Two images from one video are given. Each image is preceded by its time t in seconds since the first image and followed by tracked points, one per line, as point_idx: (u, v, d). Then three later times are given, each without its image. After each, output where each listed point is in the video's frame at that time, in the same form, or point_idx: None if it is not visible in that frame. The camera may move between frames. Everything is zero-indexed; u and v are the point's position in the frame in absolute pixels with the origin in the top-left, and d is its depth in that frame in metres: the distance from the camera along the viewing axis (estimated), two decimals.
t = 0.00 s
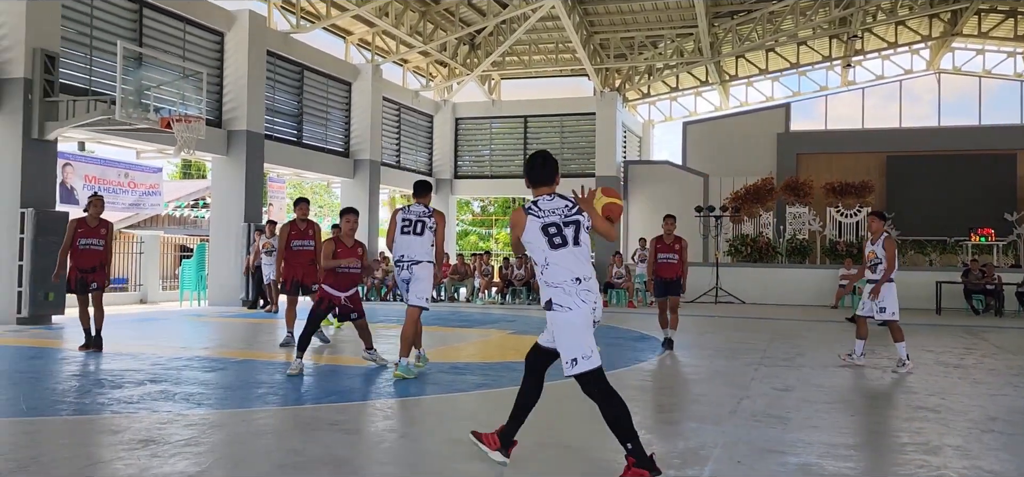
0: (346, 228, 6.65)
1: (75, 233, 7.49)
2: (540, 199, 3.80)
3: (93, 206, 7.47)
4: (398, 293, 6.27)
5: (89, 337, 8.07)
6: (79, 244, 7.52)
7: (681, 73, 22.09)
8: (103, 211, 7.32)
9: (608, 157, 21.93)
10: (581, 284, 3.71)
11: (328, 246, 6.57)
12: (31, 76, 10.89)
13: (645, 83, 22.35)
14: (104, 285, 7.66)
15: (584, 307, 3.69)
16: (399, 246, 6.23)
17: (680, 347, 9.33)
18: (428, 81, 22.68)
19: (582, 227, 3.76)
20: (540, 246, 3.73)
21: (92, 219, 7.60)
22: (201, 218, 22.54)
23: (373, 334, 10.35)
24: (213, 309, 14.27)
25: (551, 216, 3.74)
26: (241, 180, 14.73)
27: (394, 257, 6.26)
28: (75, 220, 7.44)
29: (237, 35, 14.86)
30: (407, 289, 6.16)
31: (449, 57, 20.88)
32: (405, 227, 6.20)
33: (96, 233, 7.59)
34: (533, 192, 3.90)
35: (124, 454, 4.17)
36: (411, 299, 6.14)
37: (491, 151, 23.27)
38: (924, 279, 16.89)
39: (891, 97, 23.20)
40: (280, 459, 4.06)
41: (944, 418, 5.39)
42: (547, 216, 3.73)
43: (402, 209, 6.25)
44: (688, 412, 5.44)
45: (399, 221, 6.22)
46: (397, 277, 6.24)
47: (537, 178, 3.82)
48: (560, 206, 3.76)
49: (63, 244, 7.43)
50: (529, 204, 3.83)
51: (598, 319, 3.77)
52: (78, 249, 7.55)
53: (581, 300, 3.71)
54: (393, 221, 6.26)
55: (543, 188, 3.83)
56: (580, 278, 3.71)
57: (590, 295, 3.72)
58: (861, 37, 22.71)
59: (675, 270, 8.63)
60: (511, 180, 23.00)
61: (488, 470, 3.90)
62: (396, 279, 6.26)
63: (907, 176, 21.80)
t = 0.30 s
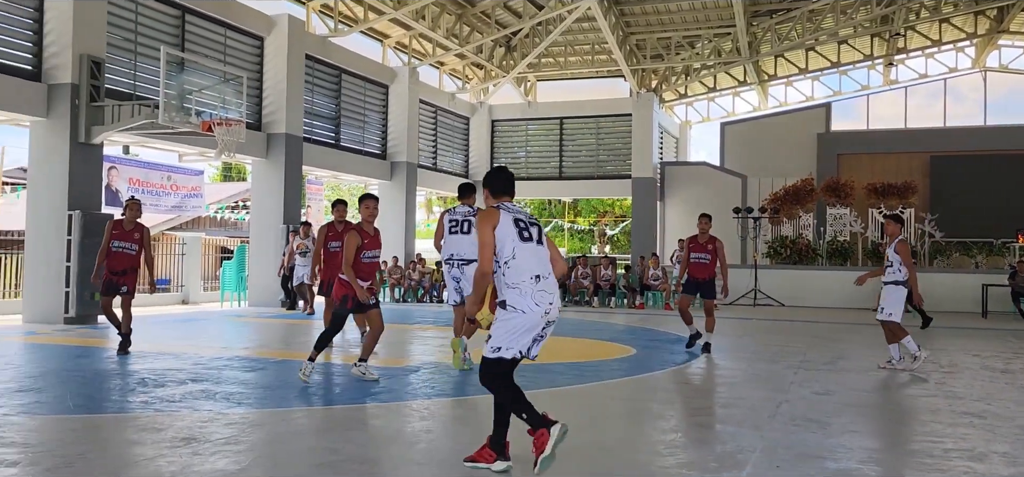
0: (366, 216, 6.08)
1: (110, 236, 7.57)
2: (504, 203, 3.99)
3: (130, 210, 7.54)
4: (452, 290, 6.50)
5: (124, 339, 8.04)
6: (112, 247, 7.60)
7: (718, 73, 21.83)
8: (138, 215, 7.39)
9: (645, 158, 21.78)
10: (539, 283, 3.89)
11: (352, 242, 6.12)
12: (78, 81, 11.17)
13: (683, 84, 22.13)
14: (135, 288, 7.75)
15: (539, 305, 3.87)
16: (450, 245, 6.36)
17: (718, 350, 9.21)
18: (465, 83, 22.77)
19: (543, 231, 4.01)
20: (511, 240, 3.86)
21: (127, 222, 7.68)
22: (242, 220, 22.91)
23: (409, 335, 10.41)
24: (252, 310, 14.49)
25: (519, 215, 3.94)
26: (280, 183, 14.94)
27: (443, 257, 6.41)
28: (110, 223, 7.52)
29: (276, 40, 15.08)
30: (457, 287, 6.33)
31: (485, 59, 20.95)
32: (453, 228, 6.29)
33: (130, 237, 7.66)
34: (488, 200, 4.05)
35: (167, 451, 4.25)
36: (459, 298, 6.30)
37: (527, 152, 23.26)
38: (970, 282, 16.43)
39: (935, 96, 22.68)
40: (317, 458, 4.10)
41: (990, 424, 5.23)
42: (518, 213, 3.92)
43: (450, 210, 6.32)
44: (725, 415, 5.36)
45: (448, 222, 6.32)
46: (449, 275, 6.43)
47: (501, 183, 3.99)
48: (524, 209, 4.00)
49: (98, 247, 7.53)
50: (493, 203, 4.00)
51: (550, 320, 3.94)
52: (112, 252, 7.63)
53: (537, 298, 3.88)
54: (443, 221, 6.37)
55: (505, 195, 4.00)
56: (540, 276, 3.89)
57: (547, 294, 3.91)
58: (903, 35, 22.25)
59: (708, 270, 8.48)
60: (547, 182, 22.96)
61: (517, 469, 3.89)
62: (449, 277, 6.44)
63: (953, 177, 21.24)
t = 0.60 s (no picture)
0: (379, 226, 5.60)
1: (139, 238, 7.66)
2: (496, 203, 3.98)
3: (158, 210, 7.66)
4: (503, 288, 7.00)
5: (163, 340, 8.16)
6: (142, 249, 7.69)
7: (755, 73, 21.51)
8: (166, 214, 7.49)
9: (679, 159, 21.56)
10: (516, 288, 3.87)
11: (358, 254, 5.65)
12: (120, 86, 11.43)
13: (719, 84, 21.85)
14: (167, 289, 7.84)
15: (512, 311, 3.86)
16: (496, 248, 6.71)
17: (754, 353, 9.07)
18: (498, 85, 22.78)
19: (533, 235, 3.97)
20: (494, 243, 3.85)
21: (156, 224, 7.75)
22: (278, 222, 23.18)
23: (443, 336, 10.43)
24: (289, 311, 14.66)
25: (508, 218, 3.93)
26: (316, 185, 15.11)
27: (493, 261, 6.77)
28: (138, 224, 7.60)
29: (312, 44, 15.27)
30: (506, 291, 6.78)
31: (519, 61, 20.94)
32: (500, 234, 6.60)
33: (158, 239, 7.72)
34: (483, 199, 4.05)
35: (206, 450, 4.30)
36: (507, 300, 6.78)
37: (562, 154, 23.17)
38: (1018, 285, 15.94)
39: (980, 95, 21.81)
40: (353, 458, 4.11)
41: None
42: (506, 217, 3.91)
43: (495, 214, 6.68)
44: (761, 419, 5.27)
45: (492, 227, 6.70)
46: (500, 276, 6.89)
47: (494, 184, 3.97)
48: (516, 212, 3.98)
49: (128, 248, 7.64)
50: (485, 205, 4.00)
51: (526, 325, 3.92)
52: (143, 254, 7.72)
53: (511, 303, 3.87)
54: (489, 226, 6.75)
55: (498, 195, 3.99)
56: (518, 282, 3.87)
57: (524, 300, 3.89)
58: (946, 32, 21.71)
59: (732, 274, 8.32)
60: (581, 183, 22.85)
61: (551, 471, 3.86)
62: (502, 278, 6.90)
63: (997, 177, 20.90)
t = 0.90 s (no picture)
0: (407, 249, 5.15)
1: (148, 242, 7.75)
2: (508, 196, 3.99)
3: (165, 214, 7.75)
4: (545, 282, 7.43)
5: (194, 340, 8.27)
6: (152, 253, 7.78)
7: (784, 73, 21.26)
8: (172, 215, 7.59)
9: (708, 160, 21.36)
10: (524, 280, 3.86)
11: (388, 280, 5.12)
12: (152, 90, 11.61)
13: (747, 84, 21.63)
14: (179, 291, 7.92)
15: (521, 302, 3.86)
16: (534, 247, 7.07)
17: (784, 356, 8.95)
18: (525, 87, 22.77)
19: (543, 226, 3.93)
20: (500, 236, 3.88)
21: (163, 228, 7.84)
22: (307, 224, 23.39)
23: (469, 338, 10.44)
24: (317, 312, 14.78)
25: (517, 211, 3.93)
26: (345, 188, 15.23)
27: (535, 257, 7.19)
28: (146, 228, 7.70)
29: (340, 48, 15.40)
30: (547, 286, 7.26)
31: (546, 63, 20.91)
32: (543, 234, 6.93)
33: (167, 242, 7.80)
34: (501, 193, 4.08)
35: (235, 449, 4.34)
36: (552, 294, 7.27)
37: (589, 155, 23.08)
38: None
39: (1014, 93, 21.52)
40: (381, 458, 4.12)
41: None
42: (513, 210, 3.91)
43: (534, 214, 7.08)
44: (790, 422, 5.18)
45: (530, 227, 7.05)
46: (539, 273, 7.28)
47: (506, 177, 3.98)
48: (526, 203, 3.96)
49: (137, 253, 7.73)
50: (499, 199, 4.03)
51: (538, 315, 3.90)
52: (153, 257, 7.82)
53: (520, 295, 3.87)
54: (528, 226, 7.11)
55: (512, 187, 3.98)
56: (525, 274, 3.86)
57: (533, 292, 3.87)
58: (981, 30, 21.28)
59: (735, 276, 8.19)
60: (608, 185, 22.74)
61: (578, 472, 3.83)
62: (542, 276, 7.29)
63: None
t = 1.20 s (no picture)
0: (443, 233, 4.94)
1: (158, 240, 7.80)
2: (556, 207, 3.95)
3: (174, 212, 7.80)
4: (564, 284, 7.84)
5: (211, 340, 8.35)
6: (162, 251, 7.83)
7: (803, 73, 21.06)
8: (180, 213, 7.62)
9: (726, 160, 21.23)
10: (547, 291, 3.80)
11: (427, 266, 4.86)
12: (172, 92, 11.71)
13: (766, 85, 21.46)
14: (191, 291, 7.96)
15: (542, 313, 3.81)
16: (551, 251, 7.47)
17: (803, 358, 8.85)
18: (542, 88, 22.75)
19: (577, 239, 3.82)
20: (533, 246, 3.88)
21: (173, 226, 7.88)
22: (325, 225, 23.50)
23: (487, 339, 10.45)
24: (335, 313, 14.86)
25: (555, 221, 3.88)
26: (363, 189, 15.28)
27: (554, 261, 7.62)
28: (155, 227, 7.76)
29: (358, 50, 15.48)
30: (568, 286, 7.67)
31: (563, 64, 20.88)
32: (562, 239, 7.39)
33: (177, 240, 7.85)
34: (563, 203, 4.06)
35: (253, 449, 4.36)
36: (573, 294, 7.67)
37: (606, 156, 23.00)
38: None
39: None
40: (398, 459, 4.12)
41: None
42: (549, 220, 3.88)
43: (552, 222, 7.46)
44: (809, 425, 5.12)
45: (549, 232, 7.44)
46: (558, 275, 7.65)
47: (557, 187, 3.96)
48: (568, 214, 3.89)
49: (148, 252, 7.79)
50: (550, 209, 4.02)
51: (560, 328, 3.80)
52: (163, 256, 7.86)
53: (543, 305, 3.82)
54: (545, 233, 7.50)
55: (563, 197, 3.94)
56: (550, 285, 3.80)
57: (555, 303, 3.79)
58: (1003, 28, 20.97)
59: (735, 275, 8.11)
60: (625, 186, 22.65)
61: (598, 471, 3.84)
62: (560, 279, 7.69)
63: None
